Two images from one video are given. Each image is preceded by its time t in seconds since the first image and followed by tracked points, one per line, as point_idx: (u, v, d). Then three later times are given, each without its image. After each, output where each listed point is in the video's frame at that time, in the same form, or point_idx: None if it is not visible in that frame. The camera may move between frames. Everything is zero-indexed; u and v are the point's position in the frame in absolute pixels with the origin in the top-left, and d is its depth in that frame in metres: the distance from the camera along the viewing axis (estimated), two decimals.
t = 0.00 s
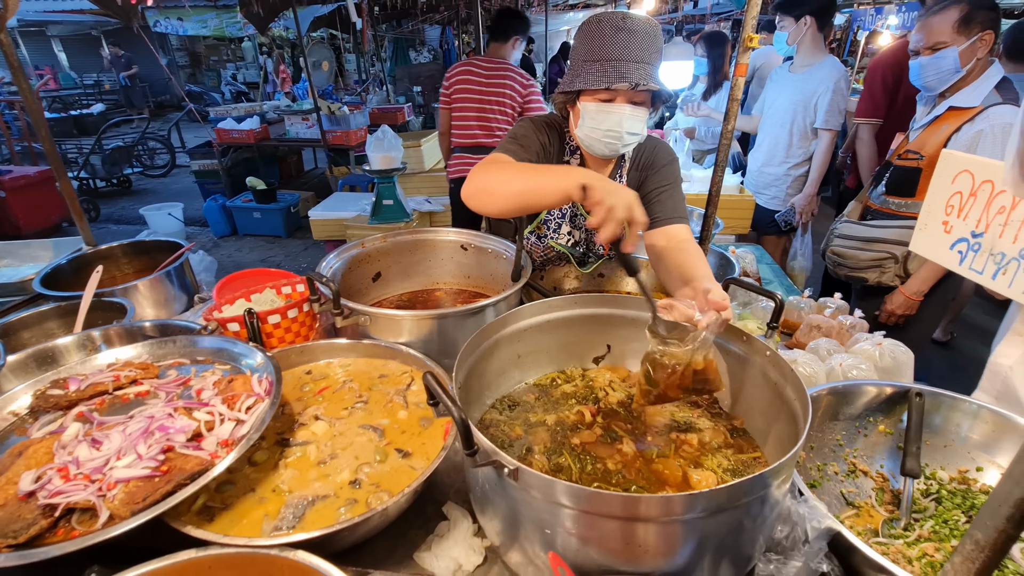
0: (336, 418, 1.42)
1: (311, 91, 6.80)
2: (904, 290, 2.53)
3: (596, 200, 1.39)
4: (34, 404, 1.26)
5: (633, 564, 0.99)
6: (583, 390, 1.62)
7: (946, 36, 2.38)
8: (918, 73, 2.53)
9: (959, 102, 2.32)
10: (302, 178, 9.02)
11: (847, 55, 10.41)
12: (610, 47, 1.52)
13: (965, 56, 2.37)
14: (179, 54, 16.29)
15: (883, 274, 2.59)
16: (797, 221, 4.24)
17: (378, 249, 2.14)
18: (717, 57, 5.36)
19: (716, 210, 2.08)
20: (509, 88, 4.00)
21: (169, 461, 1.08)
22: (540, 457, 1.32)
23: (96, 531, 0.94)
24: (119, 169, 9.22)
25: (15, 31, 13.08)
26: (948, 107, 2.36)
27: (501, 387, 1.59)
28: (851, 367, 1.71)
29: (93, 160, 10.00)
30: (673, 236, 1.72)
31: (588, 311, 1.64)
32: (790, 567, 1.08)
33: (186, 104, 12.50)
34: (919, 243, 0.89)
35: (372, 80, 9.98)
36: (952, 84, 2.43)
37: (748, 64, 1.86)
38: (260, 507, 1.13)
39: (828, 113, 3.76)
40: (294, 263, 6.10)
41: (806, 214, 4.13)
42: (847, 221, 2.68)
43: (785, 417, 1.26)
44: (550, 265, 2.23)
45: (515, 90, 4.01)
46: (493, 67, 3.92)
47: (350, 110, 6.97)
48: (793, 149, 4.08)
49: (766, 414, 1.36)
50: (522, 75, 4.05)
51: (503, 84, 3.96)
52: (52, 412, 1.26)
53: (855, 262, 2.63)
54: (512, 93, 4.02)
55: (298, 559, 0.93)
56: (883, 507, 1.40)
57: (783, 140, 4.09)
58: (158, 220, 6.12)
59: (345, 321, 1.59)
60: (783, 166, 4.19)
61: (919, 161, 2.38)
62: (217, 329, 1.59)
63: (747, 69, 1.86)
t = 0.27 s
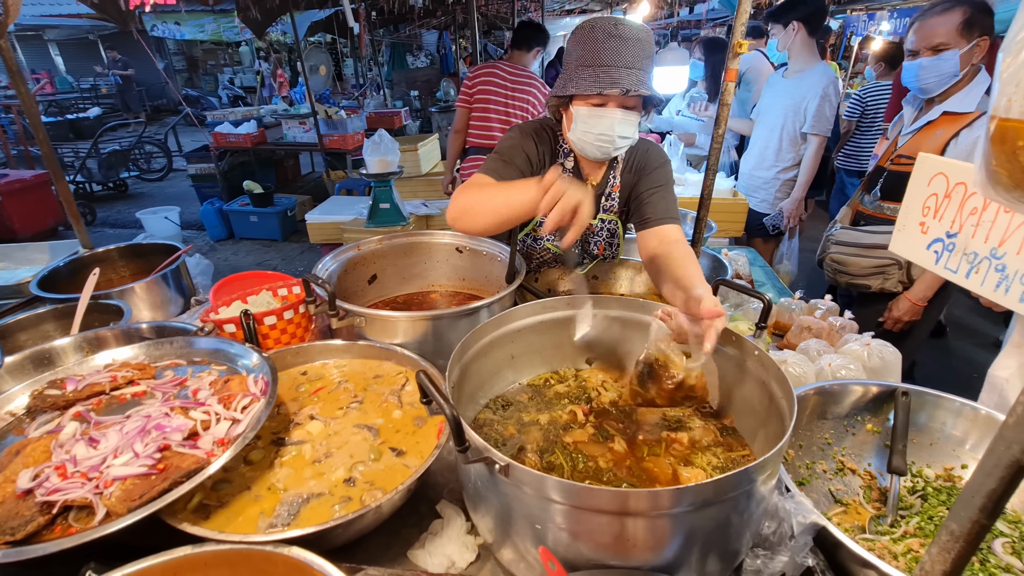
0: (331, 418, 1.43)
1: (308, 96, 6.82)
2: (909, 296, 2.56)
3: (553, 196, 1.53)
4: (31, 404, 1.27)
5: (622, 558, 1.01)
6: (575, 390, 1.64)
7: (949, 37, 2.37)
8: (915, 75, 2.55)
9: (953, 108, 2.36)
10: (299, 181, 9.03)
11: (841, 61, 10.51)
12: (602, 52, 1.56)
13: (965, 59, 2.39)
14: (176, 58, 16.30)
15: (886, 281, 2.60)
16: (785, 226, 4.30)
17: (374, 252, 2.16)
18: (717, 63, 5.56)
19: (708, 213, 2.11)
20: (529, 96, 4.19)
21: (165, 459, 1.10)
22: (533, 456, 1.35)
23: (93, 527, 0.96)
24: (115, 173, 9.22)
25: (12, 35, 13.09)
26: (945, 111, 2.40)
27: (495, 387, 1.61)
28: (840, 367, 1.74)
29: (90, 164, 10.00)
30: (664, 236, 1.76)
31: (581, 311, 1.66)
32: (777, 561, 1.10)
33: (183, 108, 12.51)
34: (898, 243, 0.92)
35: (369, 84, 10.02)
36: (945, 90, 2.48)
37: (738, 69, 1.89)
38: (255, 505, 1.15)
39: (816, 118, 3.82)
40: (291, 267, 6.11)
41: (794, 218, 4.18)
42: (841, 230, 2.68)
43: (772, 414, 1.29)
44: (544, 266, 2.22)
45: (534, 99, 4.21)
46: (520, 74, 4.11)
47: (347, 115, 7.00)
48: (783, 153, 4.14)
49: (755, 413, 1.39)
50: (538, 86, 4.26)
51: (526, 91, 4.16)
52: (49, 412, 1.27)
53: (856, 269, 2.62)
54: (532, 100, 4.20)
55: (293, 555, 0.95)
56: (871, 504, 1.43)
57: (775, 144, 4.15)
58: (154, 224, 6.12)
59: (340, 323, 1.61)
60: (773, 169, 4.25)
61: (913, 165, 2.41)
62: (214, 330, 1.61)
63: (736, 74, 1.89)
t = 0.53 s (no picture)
0: (321, 418, 1.45)
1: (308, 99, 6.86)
2: (908, 302, 2.54)
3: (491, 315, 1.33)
4: (24, 403, 1.29)
5: (605, 556, 1.02)
6: (565, 391, 1.65)
7: (950, 40, 2.42)
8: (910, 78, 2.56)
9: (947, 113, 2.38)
10: (298, 184, 9.06)
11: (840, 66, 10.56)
12: (555, 36, 1.61)
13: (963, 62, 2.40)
14: (177, 62, 16.35)
15: (885, 287, 2.62)
16: (773, 229, 4.33)
17: (368, 254, 2.17)
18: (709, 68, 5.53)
19: (699, 216, 2.13)
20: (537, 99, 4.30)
21: (154, 457, 1.11)
22: (520, 457, 1.36)
23: (81, 524, 0.97)
24: (115, 176, 9.25)
25: (14, 39, 13.15)
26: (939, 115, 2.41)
27: (485, 388, 1.62)
28: (828, 369, 1.75)
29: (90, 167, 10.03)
30: (642, 214, 1.81)
31: (569, 313, 1.67)
32: (758, 561, 1.11)
33: (184, 111, 12.55)
34: (875, 246, 0.93)
35: (369, 88, 10.06)
36: (938, 95, 2.51)
37: (728, 75, 1.91)
38: (243, 503, 1.16)
39: (809, 125, 3.84)
40: (289, 270, 6.12)
41: (782, 222, 4.19)
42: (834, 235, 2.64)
43: (756, 415, 1.30)
44: (536, 268, 2.22)
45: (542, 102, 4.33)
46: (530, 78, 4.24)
47: (347, 118, 7.03)
48: (776, 158, 4.16)
49: (740, 415, 1.39)
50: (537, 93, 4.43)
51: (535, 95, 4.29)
52: (41, 411, 1.28)
53: (855, 276, 2.61)
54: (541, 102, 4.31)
55: (279, 553, 0.96)
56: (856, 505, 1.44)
57: (769, 148, 4.18)
58: (153, 226, 6.14)
59: (332, 324, 1.62)
60: (767, 173, 4.28)
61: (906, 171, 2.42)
62: (206, 331, 1.62)
63: (726, 79, 1.91)
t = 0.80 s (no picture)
0: (320, 416, 1.47)
1: (321, 103, 6.96)
2: (916, 311, 2.48)
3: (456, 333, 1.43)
4: (34, 397, 1.33)
5: (592, 555, 1.03)
6: (562, 393, 1.66)
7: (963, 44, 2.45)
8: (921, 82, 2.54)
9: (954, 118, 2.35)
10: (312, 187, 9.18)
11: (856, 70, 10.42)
12: (524, 46, 1.96)
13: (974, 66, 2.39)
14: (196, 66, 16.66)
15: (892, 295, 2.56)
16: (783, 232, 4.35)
17: (373, 256, 2.21)
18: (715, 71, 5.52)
19: (701, 221, 2.13)
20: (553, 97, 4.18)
21: (155, 451, 1.14)
22: (514, 457, 1.37)
23: (82, 514, 1.01)
24: (134, 178, 9.46)
25: (40, 44, 13.53)
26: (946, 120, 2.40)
27: (482, 390, 1.63)
28: (828, 375, 1.74)
29: (110, 169, 10.27)
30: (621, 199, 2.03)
31: (566, 316, 1.68)
32: (747, 564, 1.11)
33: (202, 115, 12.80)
34: (862, 251, 0.94)
35: (382, 92, 10.18)
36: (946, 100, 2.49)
37: (729, 80, 1.92)
38: (240, 497, 1.19)
39: (820, 129, 3.80)
40: (301, 271, 6.21)
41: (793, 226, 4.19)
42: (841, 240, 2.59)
43: (750, 420, 1.29)
44: (539, 272, 2.23)
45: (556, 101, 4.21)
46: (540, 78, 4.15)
47: (359, 122, 7.12)
48: (786, 162, 4.14)
49: (734, 420, 1.39)
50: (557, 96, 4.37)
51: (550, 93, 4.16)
52: (50, 405, 1.33)
53: (861, 284, 2.56)
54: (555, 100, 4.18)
55: (271, 546, 0.98)
56: (852, 512, 1.43)
57: (779, 152, 4.15)
58: (169, 228, 6.27)
59: (334, 324, 1.64)
60: (777, 178, 4.25)
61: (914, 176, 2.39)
62: (211, 329, 1.66)
63: (727, 84, 1.92)
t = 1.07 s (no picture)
0: (328, 410, 1.51)
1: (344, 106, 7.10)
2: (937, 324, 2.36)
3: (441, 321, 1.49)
4: (59, 384, 1.40)
5: (587, 553, 1.04)
6: (566, 395, 1.67)
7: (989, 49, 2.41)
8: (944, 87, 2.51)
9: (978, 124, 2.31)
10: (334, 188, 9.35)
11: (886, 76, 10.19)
12: (504, 52, 2.20)
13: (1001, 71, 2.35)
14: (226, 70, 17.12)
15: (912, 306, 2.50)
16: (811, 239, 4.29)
17: (385, 256, 2.26)
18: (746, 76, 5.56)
19: (712, 226, 2.13)
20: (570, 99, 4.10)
21: (169, 438, 1.20)
22: (515, 455, 1.39)
23: (99, 495, 1.06)
24: (164, 178, 9.76)
25: (80, 48, 14.08)
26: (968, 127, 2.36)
27: (487, 389, 1.66)
28: (838, 384, 1.72)
29: (142, 169, 10.61)
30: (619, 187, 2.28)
31: (570, 318, 1.69)
32: (744, 570, 1.11)
33: (230, 117, 13.14)
34: (861, 258, 0.94)
35: (405, 96, 10.32)
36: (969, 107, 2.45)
37: (741, 85, 1.91)
38: (248, 486, 1.24)
39: (845, 133, 3.75)
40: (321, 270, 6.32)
41: (820, 233, 4.13)
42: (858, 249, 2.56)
43: (751, 426, 1.29)
44: (550, 275, 2.26)
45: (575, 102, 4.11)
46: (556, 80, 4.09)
47: (381, 125, 7.24)
48: (809, 168, 4.08)
49: (737, 426, 1.39)
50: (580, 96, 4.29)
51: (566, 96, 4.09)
52: (74, 392, 1.39)
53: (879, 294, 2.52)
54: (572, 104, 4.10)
55: (275, 532, 1.02)
56: (858, 523, 1.41)
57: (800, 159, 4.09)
58: (196, 226, 6.46)
59: (345, 321, 1.68)
60: (799, 184, 4.18)
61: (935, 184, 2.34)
62: (228, 324, 1.72)
63: (739, 90, 1.92)
